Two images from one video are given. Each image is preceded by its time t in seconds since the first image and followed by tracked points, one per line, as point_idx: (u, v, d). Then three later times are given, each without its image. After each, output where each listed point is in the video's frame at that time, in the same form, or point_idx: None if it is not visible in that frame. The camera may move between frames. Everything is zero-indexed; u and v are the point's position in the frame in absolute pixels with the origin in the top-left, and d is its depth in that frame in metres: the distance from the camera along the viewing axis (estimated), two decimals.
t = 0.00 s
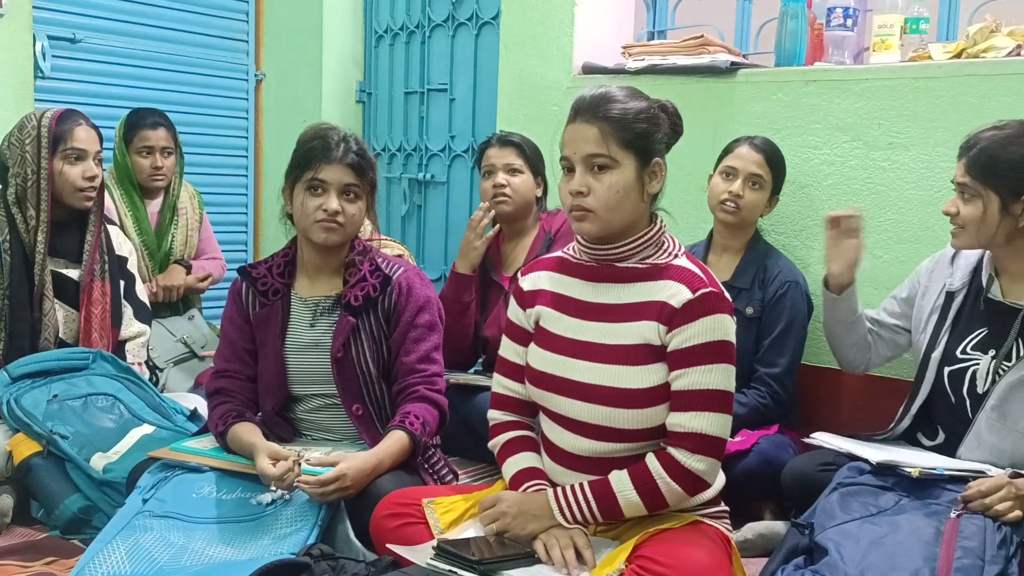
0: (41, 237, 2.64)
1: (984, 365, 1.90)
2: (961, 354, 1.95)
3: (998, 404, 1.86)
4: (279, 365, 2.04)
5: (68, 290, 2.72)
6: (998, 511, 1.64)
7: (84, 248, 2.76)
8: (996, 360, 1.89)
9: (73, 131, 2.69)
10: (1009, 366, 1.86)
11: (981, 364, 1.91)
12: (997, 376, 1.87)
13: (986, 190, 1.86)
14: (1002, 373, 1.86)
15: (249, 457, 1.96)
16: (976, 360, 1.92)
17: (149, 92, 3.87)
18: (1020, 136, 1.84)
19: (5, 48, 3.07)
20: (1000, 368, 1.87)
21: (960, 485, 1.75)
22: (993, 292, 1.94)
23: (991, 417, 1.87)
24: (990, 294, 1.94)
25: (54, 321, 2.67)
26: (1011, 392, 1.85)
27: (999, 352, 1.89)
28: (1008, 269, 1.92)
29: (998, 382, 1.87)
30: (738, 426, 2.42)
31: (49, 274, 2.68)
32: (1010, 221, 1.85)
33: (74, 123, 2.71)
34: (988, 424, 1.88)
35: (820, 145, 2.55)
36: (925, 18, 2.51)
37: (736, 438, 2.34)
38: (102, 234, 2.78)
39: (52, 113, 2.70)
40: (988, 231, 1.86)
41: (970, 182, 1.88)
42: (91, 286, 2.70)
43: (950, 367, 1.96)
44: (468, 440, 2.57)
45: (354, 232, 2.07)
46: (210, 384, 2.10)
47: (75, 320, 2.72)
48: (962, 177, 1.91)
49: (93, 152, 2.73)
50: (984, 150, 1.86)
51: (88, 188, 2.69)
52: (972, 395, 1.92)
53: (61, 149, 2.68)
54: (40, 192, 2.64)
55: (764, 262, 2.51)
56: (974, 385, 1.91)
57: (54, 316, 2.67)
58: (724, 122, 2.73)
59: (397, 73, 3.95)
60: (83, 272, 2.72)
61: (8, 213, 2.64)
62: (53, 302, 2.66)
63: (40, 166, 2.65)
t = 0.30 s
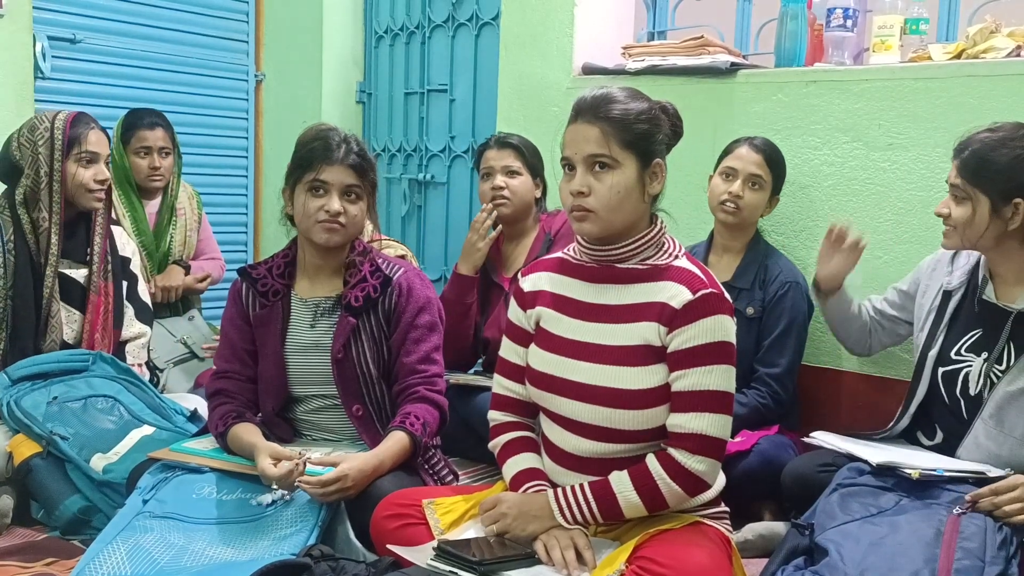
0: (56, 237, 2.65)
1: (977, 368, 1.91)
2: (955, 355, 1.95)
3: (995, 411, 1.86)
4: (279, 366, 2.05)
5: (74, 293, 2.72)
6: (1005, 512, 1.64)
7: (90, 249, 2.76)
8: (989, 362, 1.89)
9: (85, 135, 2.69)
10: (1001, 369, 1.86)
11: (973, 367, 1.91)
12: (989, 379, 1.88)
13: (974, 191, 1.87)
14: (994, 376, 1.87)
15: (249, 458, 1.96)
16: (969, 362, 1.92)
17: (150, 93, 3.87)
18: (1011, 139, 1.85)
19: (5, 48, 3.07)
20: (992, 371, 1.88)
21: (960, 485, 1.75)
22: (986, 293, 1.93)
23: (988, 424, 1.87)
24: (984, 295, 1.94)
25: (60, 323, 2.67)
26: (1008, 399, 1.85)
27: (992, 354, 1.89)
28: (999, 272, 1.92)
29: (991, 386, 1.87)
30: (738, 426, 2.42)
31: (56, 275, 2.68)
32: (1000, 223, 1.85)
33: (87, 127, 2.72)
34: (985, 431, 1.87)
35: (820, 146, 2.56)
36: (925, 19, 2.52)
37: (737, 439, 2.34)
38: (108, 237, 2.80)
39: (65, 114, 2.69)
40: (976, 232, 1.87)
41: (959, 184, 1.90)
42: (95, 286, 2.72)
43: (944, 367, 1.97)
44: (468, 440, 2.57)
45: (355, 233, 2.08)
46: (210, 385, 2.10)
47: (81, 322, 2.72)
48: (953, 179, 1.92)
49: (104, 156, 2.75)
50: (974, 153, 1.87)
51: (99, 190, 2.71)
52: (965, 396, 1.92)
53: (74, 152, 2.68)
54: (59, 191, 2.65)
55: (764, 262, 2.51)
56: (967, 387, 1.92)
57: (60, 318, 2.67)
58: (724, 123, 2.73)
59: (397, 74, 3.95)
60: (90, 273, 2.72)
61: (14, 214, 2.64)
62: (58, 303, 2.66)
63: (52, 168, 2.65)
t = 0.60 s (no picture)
0: (61, 239, 2.65)
1: (977, 371, 1.91)
2: (955, 359, 1.96)
3: (998, 415, 1.85)
4: (279, 367, 2.05)
5: (77, 295, 2.72)
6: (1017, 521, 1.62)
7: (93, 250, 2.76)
8: (990, 366, 1.89)
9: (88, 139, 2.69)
10: (1002, 372, 1.86)
11: (973, 371, 1.92)
12: (990, 382, 1.88)
13: (966, 196, 1.87)
14: (996, 379, 1.87)
15: (249, 458, 1.96)
16: (969, 366, 1.93)
17: (150, 93, 3.87)
18: (1003, 142, 1.85)
19: (5, 48, 3.07)
20: (993, 374, 1.88)
21: (960, 486, 1.74)
22: (986, 297, 1.94)
23: (990, 427, 1.86)
24: (984, 298, 1.94)
25: (63, 324, 2.67)
26: (1008, 405, 1.84)
27: (992, 358, 1.90)
28: (999, 275, 1.92)
29: (993, 389, 1.87)
30: (738, 426, 2.42)
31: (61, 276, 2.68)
32: (992, 227, 1.85)
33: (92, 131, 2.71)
34: (986, 434, 1.87)
35: (820, 146, 2.56)
36: (925, 19, 2.52)
37: (736, 439, 2.34)
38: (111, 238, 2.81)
39: (68, 119, 2.68)
40: (968, 236, 1.87)
41: (952, 189, 1.90)
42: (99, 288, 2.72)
43: (945, 372, 1.97)
44: (468, 440, 2.57)
45: (356, 233, 2.08)
46: (210, 386, 2.10)
47: (83, 322, 2.72)
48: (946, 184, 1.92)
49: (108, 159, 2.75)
50: (967, 156, 1.87)
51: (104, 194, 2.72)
52: (967, 400, 1.93)
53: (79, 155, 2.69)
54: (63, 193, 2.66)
55: (764, 262, 2.51)
56: (968, 391, 1.93)
57: (63, 319, 2.67)
58: (724, 123, 2.73)
59: (397, 74, 3.95)
60: (93, 274, 2.72)
61: (17, 215, 2.64)
62: (62, 304, 2.66)
63: (57, 171, 2.65)
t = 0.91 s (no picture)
0: (64, 241, 2.65)
1: (988, 372, 1.92)
2: (966, 361, 1.96)
3: (1005, 410, 1.85)
4: (279, 367, 2.05)
5: (78, 295, 2.72)
6: None
7: (94, 251, 2.75)
8: (1001, 367, 1.90)
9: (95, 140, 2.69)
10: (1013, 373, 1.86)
11: (985, 372, 1.92)
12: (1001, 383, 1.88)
13: (988, 192, 1.87)
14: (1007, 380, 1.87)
15: (250, 458, 1.96)
16: (980, 367, 1.93)
17: (150, 93, 3.87)
18: None
19: (5, 48, 3.07)
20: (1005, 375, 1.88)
21: (960, 486, 1.74)
22: (999, 298, 1.94)
23: (998, 423, 1.86)
24: (996, 300, 1.94)
25: (64, 324, 2.67)
26: (1016, 402, 1.84)
27: (1004, 358, 1.90)
28: (1014, 277, 1.92)
29: (1004, 389, 1.86)
30: (738, 427, 2.42)
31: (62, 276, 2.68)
32: (1012, 222, 1.85)
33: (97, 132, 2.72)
34: (993, 430, 1.87)
35: (820, 146, 2.56)
36: (925, 20, 2.52)
37: (736, 440, 2.34)
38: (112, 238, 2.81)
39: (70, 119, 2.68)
40: (987, 232, 1.87)
41: (971, 185, 1.90)
42: (99, 288, 2.72)
43: (956, 374, 1.97)
44: (468, 440, 2.57)
45: (359, 233, 2.08)
46: (209, 386, 2.10)
47: (83, 322, 2.72)
48: (965, 181, 1.92)
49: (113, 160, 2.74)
50: (987, 152, 1.87)
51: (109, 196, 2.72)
52: (980, 402, 1.93)
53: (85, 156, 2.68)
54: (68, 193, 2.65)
55: (764, 262, 2.51)
56: (980, 392, 1.92)
57: (64, 319, 2.67)
58: (724, 123, 2.73)
59: (397, 74, 3.95)
60: (93, 274, 2.72)
61: (20, 215, 2.64)
62: (62, 305, 2.66)
63: (62, 171, 2.64)
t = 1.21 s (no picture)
0: (65, 241, 2.65)
1: (997, 369, 1.91)
2: (973, 358, 1.96)
3: (1010, 402, 1.85)
4: (279, 367, 2.05)
5: (78, 296, 2.72)
6: None
7: (94, 251, 2.75)
8: (1011, 363, 1.88)
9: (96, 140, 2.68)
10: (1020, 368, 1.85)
11: (993, 368, 1.91)
12: (1008, 379, 1.87)
13: (1004, 194, 1.86)
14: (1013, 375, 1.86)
15: (249, 457, 1.96)
16: (988, 364, 1.93)
17: (150, 93, 3.87)
18: None
19: (5, 48, 3.07)
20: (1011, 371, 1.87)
21: (960, 486, 1.74)
22: (1008, 296, 1.94)
23: (1001, 416, 1.85)
24: (1006, 299, 1.94)
25: (64, 324, 2.67)
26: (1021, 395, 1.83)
27: (1013, 355, 1.89)
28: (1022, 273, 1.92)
29: (1010, 384, 1.86)
30: (738, 426, 2.42)
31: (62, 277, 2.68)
32: None
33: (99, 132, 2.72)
34: (997, 422, 1.86)
35: (820, 146, 2.56)
36: (925, 19, 2.52)
37: (736, 439, 2.34)
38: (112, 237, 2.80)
39: (72, 120, 2.67)
40: (1005, 233, 1.87)
41: (986, 188, 1.88)
42: (99, 287, 2.71)
43: (963, 371, 1.97)
44: (468, 440, 2.57)
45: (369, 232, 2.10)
46: (209, 386, 2.10)
47: (83, 322, 2.72)
48: (978, 184, 1.91)
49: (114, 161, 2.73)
50: (998, 154, 1.87)
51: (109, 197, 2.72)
52: (986, 399, 1.92)
53: (85, 156, 2.68)
54: (67, 194, 2.65)
55: (764, 262, 2.51)
56: (988, 388, 1.92)
57: (65, 319, 2.67)
58: (724, 123, 2.73)
59: (397, 74, 3.95)
60: (94, 274, 2.72)
61: (21, 215, 2.65)
62: (62, 305, 2.66)
63: (64, 172, 2.64)
